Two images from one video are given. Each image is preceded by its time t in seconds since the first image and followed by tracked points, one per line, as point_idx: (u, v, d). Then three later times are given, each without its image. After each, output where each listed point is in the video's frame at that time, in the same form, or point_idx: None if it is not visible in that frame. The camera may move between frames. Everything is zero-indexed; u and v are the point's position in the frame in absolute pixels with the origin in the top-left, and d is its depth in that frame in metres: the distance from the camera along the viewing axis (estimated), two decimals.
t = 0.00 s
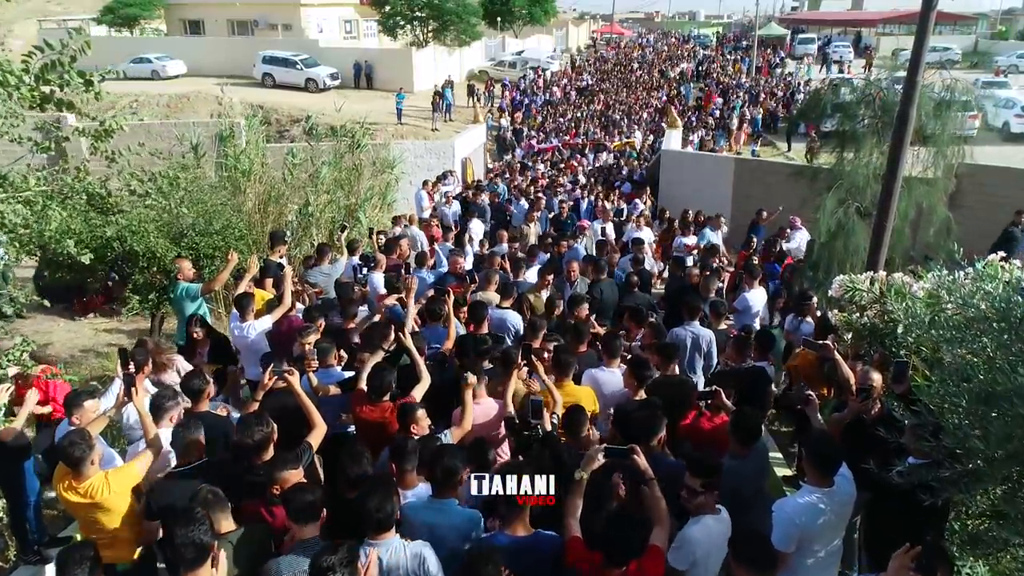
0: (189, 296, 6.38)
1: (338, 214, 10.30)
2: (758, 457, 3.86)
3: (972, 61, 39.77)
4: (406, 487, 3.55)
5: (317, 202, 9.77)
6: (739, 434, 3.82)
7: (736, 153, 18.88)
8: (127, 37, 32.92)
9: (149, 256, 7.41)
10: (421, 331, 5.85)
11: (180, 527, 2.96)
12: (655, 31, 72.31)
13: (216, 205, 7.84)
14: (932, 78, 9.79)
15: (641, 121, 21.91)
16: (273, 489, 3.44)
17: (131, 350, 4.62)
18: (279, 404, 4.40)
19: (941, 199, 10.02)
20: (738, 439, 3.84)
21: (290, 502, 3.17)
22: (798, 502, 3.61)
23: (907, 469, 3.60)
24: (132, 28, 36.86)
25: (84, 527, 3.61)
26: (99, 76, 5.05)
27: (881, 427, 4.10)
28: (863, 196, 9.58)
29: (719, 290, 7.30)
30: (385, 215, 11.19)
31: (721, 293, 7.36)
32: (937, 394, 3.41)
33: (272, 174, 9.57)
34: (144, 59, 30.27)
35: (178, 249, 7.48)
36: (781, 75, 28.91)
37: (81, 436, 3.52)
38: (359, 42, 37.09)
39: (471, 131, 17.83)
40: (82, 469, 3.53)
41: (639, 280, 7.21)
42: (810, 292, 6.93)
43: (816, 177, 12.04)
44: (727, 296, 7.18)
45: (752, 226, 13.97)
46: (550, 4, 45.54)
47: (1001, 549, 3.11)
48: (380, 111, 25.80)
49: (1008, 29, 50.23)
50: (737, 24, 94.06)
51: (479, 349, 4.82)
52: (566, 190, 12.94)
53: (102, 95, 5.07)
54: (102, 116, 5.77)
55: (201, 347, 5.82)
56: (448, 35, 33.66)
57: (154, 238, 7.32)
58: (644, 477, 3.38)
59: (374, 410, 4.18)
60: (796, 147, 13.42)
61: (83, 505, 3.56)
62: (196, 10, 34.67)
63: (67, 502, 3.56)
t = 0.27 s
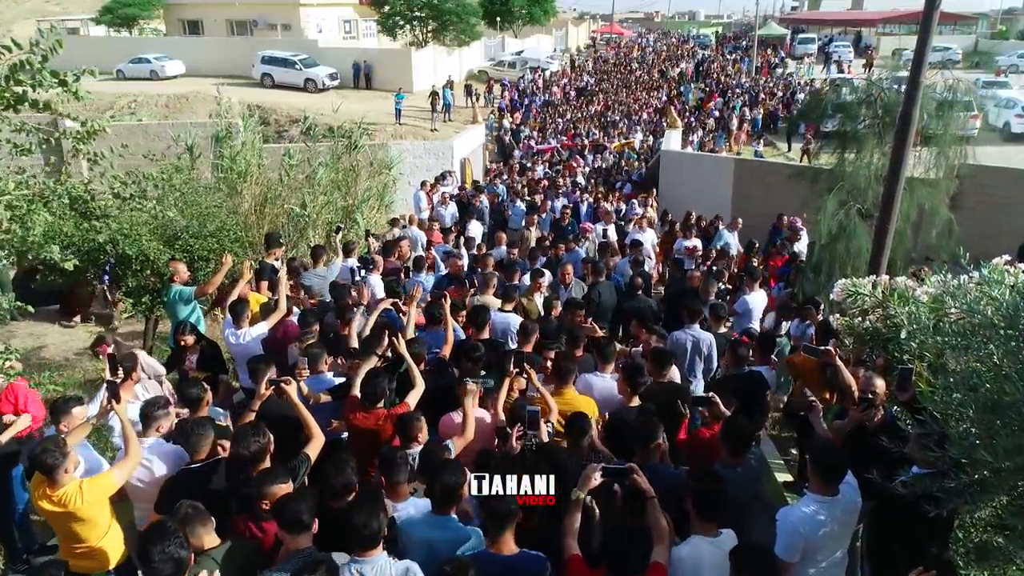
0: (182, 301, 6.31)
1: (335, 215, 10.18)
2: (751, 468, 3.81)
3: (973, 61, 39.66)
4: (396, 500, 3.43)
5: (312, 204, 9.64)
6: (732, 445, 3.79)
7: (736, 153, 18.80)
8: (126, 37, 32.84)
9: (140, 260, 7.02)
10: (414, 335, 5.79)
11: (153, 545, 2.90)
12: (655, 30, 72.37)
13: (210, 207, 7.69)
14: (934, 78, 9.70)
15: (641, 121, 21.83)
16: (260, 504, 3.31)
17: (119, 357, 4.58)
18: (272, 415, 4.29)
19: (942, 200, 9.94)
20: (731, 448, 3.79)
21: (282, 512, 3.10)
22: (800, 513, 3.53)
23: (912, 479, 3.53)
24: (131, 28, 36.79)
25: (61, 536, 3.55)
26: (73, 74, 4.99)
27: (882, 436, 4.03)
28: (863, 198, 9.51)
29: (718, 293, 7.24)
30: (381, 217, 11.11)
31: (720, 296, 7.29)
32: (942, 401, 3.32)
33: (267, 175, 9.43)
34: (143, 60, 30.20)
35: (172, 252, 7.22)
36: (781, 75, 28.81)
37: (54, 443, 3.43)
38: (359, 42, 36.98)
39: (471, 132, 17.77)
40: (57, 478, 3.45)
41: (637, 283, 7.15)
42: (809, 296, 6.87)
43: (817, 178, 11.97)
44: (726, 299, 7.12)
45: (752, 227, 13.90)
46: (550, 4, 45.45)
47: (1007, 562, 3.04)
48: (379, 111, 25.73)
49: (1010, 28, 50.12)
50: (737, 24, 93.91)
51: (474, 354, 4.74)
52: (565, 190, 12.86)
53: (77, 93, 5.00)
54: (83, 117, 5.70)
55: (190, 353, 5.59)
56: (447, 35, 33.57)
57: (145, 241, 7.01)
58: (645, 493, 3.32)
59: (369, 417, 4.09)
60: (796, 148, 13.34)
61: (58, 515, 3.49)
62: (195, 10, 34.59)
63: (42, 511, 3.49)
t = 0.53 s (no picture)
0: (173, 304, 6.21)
1: (331, 217, 10.11)
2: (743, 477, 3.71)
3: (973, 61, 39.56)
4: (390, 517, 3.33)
5: (309, 205, 9.57)
6: (721, 454, 3.68)
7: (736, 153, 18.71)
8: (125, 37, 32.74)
9: (131, 263, 7.04)
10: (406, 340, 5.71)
11: (124, 562, 2.83)
12: (655, 30, 72.27)
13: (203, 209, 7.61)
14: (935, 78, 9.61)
15: (641, 121, 21.74)
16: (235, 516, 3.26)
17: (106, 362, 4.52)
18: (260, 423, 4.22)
19: (943, 202, 9.85)
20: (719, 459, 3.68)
21: (270, 525, 3.04)
22: (802, 523, 3.46)
23: (913, 489, 3.45)
24: (130, 28, 36.69)
25: (33, 547, 3.49)
26: (37, 76, 5.54)
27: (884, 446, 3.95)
28: (863, 200, 9.44)
29: (717, 297, 7.16)
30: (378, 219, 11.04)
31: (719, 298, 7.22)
32: (944, 411, 3.25)
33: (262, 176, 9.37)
34: (141, 60, 30.10)
35: (163, 256, 7.18)
36: (781, 74, 28.71)
37: (23, 452, 3.37)
38: (358, 42, 36.87)
39: (470, 133, 17.71)
40: (26, 488, 3.39)
41: (634, 287, 7.08)
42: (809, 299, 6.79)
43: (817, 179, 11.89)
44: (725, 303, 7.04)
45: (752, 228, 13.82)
46: (549, 4, 45.36)
47: None
48: (378, 111, 25.65)
49: (1010, 28, 50.02)
50: (737, 23, 93.82)
51: (467, 361, 4.66)
52: (564, 191, 12.78)
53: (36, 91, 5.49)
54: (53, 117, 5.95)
55: (173, 362, 5.61)
56: (446, 35, 33.48)
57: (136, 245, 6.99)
58: (633, 513, 3.29)
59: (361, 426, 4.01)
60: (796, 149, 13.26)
61: (29, 525, 3.42)
62: (195, 9, 34.46)
63: (13, 521, 3.43)
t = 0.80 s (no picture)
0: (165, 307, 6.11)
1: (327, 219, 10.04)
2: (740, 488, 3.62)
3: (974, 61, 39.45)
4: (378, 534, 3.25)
5: (305, 206, 9.50)
6: (719, 463, 3.59)
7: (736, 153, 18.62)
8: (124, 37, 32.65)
9: (123, 266, 6.98)
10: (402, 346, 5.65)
11: None
12: (655, 29, 72.16)
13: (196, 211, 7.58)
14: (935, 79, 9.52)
15: (641, 121, 21.66)
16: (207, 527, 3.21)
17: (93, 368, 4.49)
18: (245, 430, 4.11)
19: (943, 203, 9.77)
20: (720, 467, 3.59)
21: (254, 542, 2.97)
22: (801, 532, 3.40)
23: (913, 501, 3.37)
24: (129, 28, 36.60)
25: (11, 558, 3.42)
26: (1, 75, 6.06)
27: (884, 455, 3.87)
28: (863, 201, 9.36)
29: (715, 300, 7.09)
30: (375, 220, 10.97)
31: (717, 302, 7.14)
32: (944, 421, 3.17)
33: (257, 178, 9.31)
34: (140, 60, 30.01)
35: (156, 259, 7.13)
36: (782, 74, 28.60)
37: None
38: (358, 42, 36.76)
39: (468, 133, 17.63)
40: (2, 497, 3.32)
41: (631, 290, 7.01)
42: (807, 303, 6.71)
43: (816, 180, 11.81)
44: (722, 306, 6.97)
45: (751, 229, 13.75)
46: (549, 4, 45.27)
47: None
48: (377, 111, 25.57)
49: (1011, 28, 49.91)
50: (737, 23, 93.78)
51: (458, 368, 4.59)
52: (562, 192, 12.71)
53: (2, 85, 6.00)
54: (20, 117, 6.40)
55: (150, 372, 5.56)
56: (445, 35, 33.38)
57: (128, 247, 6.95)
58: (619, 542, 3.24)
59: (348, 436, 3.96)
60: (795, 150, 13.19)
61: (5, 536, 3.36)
62: (193, 9, 34.38)
63: None
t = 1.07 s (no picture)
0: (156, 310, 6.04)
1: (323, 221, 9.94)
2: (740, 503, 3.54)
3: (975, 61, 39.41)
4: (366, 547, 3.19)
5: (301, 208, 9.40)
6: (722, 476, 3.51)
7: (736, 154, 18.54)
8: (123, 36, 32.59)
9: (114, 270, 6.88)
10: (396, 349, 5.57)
11: None
12: (655, 30, 72.12)
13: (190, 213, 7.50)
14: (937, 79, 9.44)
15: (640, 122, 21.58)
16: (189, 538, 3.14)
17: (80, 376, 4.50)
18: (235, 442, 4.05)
19: (944, 206, 9.70)
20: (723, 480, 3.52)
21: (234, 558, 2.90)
22: (802, 548, 3.31)
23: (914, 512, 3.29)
24: (128, 28, 36.55)
25: None
26: None
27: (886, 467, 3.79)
28: (863, 203, 9.29)
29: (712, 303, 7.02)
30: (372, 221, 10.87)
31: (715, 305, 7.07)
32: (946, 432, 3.09)
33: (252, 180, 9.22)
34: (139, 60, 29.95)
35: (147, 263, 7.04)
36: (782, 74, 28.53)
37: None
38: (357, 42, 36.69)
39: (467, 134, 17.56)
40: None
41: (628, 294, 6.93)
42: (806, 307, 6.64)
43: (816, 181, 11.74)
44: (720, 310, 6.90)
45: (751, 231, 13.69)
46: (549, 4, 45.22)
47: None
48: (376, 111, 25.51)
49: (1010, 29, 49.87)
50: (737, 23, 93.79)
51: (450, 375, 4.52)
52: (559, 194, 12.64)
53: None
54: None
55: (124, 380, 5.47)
56: (445, 35, 33.30)
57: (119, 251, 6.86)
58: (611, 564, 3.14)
59: (335, 447, 3.93)
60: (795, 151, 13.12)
61: None
62: (193, 10, 34.31)
63: None
